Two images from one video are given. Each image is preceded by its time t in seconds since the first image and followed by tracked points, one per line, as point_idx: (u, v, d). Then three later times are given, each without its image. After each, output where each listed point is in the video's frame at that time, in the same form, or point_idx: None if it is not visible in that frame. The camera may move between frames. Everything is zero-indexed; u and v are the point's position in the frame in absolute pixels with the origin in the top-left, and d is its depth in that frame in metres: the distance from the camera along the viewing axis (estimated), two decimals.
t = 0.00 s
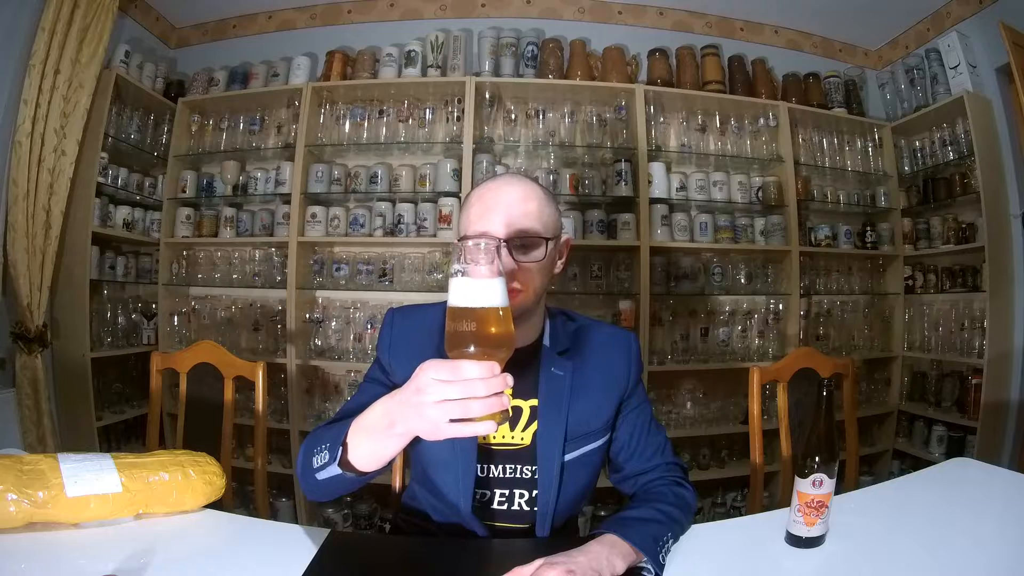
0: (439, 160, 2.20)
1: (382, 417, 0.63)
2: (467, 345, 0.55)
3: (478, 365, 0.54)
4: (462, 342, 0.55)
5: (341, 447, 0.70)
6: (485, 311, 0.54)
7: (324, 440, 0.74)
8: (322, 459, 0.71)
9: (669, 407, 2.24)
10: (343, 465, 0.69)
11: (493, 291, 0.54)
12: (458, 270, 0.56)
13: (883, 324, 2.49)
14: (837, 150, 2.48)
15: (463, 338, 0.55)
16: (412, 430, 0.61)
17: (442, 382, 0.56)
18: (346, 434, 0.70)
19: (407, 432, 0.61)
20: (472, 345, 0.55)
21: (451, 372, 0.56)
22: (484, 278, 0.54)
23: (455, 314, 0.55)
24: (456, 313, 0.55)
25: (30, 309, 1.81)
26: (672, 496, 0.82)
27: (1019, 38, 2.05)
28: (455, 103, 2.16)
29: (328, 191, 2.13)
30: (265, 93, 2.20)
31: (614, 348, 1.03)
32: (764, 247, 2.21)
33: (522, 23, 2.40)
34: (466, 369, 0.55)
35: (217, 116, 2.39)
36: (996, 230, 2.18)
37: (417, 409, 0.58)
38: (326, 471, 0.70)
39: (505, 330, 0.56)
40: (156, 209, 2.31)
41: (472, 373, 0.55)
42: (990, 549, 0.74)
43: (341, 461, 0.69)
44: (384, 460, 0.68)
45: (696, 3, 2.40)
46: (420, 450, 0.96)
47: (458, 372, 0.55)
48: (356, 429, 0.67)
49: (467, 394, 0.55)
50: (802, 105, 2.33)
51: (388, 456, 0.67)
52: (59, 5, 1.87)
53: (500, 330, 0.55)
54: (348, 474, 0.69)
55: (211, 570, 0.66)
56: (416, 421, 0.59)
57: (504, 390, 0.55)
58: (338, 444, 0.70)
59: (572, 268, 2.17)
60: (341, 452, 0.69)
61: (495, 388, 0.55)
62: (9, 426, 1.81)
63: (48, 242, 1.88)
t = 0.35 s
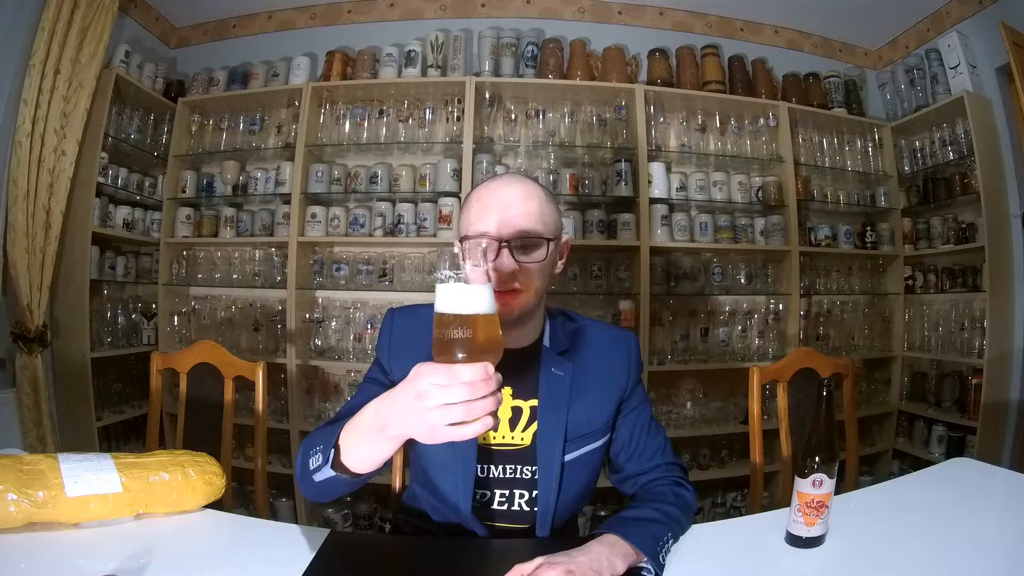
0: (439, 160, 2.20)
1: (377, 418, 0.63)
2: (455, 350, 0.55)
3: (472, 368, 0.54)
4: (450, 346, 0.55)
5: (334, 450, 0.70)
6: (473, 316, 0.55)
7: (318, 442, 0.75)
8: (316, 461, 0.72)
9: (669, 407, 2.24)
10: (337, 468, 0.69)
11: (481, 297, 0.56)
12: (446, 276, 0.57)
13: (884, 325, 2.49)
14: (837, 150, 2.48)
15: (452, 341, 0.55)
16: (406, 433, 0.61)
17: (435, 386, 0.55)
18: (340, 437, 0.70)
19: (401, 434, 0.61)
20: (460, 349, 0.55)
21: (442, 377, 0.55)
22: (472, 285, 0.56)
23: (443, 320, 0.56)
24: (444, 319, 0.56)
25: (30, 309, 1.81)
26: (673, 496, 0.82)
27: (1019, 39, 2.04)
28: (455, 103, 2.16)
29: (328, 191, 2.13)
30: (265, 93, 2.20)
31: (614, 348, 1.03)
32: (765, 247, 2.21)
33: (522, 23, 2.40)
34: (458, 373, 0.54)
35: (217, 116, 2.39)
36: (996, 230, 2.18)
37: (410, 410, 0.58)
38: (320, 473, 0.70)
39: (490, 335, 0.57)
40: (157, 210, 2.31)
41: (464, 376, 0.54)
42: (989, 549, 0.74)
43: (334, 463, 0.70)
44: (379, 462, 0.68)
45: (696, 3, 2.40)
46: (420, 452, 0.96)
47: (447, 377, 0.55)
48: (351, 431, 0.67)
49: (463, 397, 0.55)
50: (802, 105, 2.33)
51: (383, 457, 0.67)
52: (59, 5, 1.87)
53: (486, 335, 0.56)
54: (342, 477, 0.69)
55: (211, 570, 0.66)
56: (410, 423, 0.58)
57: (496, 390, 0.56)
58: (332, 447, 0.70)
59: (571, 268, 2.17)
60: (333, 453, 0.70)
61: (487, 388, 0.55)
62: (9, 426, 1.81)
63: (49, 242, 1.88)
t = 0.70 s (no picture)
0: (439, 159, 2.20)
1: (373, 428, 0.63)
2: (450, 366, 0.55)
3: (463, 385, 0.53)
4: (445, 362, 0.55)
5: (329, 458, 0.70)
6: (471, 333, 0.54)
7: (314, 449, 0.74)
8: (313, 469, 0.71)
9: (669, 407, 2.24)
10: (333, 477, 0.69)
11: (478, 315, 0.55)
12: (443, 291, 0.56)
13: (884, 324, 2.49)
14: (837, 150, 2.48)
15: (447, 358, 0.55)
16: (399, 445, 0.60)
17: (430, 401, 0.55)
18: (337, 446, 0.69)
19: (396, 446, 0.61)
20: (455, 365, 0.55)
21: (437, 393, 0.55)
22: (469, 301, 0.55)
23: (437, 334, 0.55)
24: (439, 334, 0.55)
25: (30, 309, 1.81)
26: (673, 496, 0.82)
27: (1019, 38, 2.04)
28: (455, 103, 2.16)
29: (328, 191, 2.13)
30: (265, 93, 2.20)
31: (613, 348, 1.03)
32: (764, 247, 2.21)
33: (522, 23, 2.40)
34: (450, 389, 0.54)
35: (217, 116, 2.39)
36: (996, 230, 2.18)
37: (403, 423, 0.58)
38: (317, 479, 0.70)
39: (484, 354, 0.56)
40: (157, 210, 2.31)
41: (456, 392, 0.54)
42: (989, 549, 0.74)
43: (331, 471, 0.69)
44: (373, 470, 0.68)
45: (696, 3, 2.40)
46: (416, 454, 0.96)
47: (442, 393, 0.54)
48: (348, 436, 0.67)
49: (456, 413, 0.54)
50: (802, 105, 2.33)
51: (378, 466, 0.67)
52: (59, 5, 1.87)
53: (483, 354, 0.55)
54: (337, 484, 0.70)
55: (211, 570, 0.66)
56: (404, 436, 0.58)
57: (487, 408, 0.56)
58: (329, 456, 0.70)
59: (571, 268, 2.17)
60: (329, 462, 0.69)
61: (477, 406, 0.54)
62: (10, 426, 1.81)
63: (49, 241, 1.88)
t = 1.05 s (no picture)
0: (439, 159, 2.20)
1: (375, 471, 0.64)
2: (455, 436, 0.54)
3: (456, 454, 0.53)
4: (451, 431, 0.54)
5: (327, 492, 0.70)
6: (473, 405, 0.53)
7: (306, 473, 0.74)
8: (309, 495, 0.72)
9: (669, 407, 2.24)
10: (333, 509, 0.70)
11: (482, 387, 0.53)
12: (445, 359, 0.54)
13: (884, 324, 2.48)
14: (837, 150, 2.48)
15: (453, 429, 0.54)
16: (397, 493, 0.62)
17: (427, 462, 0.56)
18: (336, 480, 0.70)
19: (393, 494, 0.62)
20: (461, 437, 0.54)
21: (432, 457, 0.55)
22: (473, 370, 0.53)
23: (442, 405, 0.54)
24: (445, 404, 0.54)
25: (30, 309, 1.81)
26: (672, 496, 0.82)
27: (1019, 38, 2.04)
28: (455, 103, 2.16)
29: (328, 191, 2.13)
30: (265, 93, 2.20)
31: (610, 349, 1.03)
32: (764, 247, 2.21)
33: (522, 23, 2.40)
34: (444, 456, 0.54)
35: (217, 116, 2.39)
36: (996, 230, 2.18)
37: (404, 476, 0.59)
38: (314, 508, 0.71)
39: (491, 420, 0.55)
40: (157, 209, 2.31)
41: (449, 460, 0.54)
42: (989, 549, 0.74)
43: (327, 504, 0.70)
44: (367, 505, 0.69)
45: (696, 3, 2.40)
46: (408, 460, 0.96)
47: (437, 458, 0.54)
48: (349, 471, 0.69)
49: (449, 479, 0.54)
50: (802, 105, 2.33)
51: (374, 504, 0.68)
52: (59, 5, 1.86)
53: (490, 421, 0.55)
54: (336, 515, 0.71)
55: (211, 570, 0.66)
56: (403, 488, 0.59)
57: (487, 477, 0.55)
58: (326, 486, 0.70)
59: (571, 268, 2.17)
60: (327, 495, 0.70)
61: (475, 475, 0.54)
62: (10, 426, 1.81)
63: (48, 241, 1.88)
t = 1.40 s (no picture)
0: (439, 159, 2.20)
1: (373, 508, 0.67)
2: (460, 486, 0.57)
3: (458, 505, 0.57)
4: (454, 482, 0.57)
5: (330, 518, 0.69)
6: (474, 458, 0.56)
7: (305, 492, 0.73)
8: (310, 514, 0.71)
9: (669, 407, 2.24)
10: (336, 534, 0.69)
11: (484, 442, 0.56)
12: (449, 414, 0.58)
13: (884, 324, 2.49)
14: (837, 150, 2.48)
15: (457, 479, 0.57)
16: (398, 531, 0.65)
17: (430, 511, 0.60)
18: (339, 503, 0.69)
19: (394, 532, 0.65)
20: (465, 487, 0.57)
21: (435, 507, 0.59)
22: (473, 424, 0.56)
23: (445, 457, 0.57)
24: (447, 456, 0.57)
25: (30, 309, 1.81)
26: (672, 496, 0.82)
27: (1019, 38, 2.04)
28: (455, 103, 2.16)
29: (328, 191, 2.13)
30: (265, 93, 2.20)
31: (610, 349, 1.02)
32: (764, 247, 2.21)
33: (522, 23, 2.40)
34: (447, 507, 0.58)
35: (217, 116, 2.39)
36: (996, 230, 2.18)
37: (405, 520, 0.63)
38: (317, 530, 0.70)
39: (493, 474, 0.57)
40: (157, 209, 2.31)
41: (450, 510, 0.58)
42: (989, 549, 0.74)
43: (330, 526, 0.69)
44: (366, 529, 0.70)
45: (696, 3, 2.40)
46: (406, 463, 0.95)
47: (441, 508, 0.58)
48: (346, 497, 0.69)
49: (451, 526, 0.59)
50: (802, 105, 2.33)
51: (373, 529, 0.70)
52: (59, 5, 1.86)
53: (493, 475, 0.57)
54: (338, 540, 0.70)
55: (210, 570, 0.66)
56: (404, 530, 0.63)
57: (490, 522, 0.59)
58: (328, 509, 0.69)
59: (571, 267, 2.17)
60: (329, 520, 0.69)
61: (479, 521, 0.58)
62: (10, 426, 1.81)
63: (48, 241, 1.88)
